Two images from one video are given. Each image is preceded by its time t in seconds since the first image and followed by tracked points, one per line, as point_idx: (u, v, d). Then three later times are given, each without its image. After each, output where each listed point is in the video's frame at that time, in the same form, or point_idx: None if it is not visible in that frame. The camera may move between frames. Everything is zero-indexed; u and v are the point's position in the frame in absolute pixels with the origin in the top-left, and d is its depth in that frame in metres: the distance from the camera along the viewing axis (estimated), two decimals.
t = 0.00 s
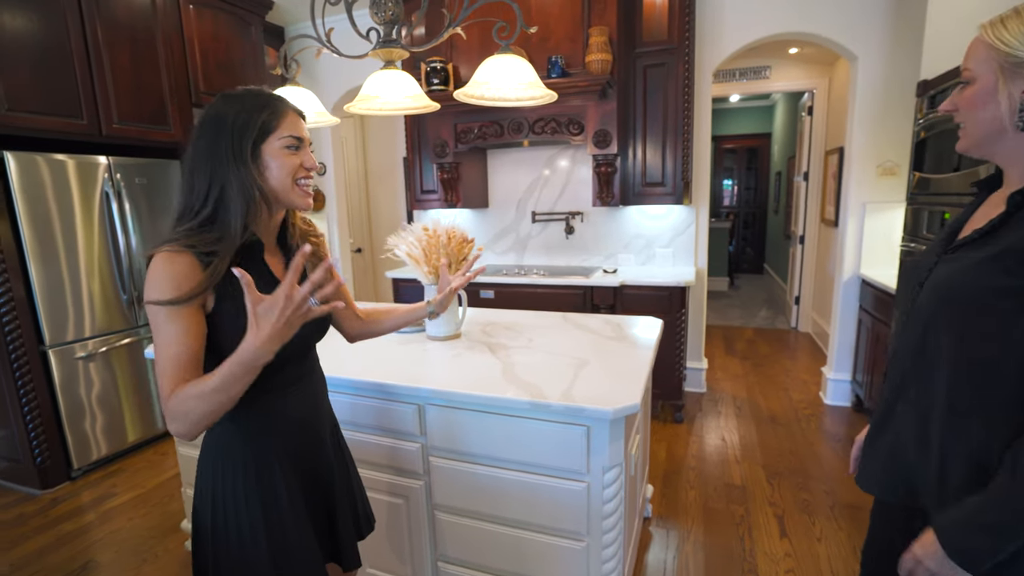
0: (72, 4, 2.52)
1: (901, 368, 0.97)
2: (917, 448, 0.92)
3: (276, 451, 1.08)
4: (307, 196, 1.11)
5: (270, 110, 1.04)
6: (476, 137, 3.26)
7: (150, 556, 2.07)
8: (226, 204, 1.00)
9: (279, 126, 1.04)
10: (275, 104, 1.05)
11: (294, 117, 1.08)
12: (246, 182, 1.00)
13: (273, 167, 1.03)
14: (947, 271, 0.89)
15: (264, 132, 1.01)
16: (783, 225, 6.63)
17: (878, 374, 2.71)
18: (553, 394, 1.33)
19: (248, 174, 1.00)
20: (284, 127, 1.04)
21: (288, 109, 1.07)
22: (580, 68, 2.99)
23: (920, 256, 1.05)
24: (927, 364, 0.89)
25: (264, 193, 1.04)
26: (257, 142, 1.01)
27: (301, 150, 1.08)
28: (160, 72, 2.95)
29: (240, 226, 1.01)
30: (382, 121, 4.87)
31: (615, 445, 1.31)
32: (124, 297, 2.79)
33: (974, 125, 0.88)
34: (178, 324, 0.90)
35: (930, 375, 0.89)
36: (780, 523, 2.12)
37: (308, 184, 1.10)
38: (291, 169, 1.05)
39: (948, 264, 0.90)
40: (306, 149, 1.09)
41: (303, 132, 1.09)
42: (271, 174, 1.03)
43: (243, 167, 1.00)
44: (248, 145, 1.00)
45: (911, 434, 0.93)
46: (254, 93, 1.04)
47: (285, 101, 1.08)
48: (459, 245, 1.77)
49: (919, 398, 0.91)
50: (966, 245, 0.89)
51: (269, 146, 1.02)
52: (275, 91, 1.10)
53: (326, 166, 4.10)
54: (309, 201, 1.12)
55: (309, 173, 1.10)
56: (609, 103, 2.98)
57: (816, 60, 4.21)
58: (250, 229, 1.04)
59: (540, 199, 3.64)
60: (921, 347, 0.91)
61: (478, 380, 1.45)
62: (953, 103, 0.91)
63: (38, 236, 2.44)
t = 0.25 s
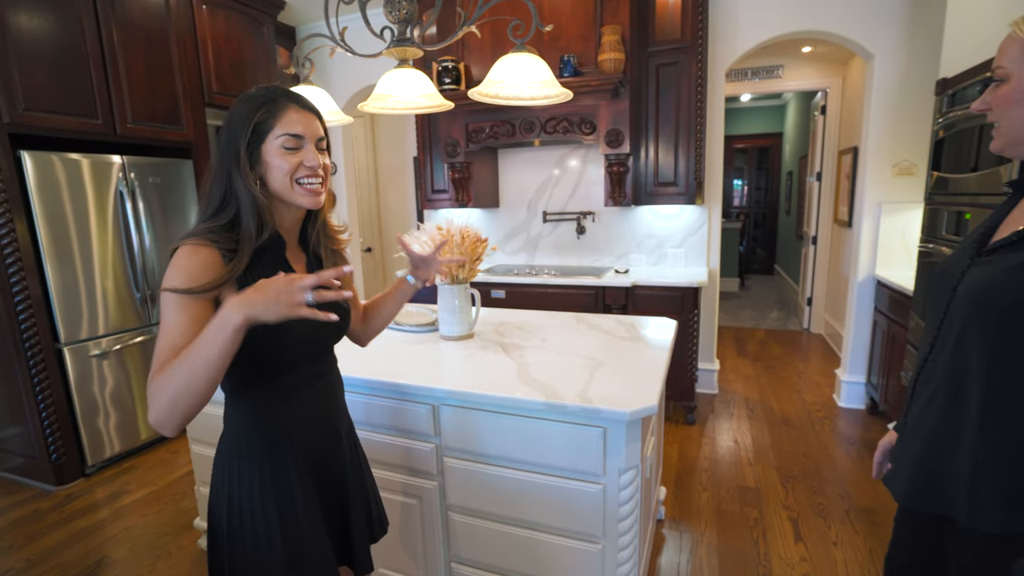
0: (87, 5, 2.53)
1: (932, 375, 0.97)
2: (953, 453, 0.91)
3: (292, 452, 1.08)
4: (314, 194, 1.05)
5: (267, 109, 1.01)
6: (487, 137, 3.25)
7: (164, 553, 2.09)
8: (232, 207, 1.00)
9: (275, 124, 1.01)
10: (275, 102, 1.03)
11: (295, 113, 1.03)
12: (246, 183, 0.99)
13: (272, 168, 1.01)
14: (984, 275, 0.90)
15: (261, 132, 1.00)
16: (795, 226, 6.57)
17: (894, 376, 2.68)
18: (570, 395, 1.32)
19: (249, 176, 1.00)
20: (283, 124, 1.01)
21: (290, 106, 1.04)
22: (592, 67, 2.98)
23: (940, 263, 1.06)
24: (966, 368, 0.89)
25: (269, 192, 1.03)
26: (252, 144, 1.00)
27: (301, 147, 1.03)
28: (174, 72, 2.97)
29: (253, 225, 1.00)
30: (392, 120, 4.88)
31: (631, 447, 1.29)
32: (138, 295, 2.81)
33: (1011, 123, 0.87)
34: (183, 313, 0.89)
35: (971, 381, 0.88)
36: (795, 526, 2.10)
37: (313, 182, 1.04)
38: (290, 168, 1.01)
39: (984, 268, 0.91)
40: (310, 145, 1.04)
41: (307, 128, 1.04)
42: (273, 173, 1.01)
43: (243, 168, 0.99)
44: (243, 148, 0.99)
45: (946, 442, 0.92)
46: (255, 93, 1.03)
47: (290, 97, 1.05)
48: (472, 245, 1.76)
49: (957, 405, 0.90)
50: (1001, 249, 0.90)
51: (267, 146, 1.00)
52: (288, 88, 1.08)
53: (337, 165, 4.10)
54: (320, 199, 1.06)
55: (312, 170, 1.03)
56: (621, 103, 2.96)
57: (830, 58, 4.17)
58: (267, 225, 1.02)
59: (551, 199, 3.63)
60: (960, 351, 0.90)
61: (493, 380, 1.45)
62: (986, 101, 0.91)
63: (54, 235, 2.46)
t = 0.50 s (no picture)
0: (125, 7, 2.59)
1: (1000, 389, 0.92)
2: None
3: (326, 452, 1.07)
4: (346, 194, 1.02)
5: (300, 105, 0.99)
6: (514, 137, 3.24)
7: (195, 547, 2.11)
8: (266, 204, 1.01)
9: (308, 121, 0.99)
10: (309, 96, 1.00)
11: (329, 109, 1.01)
12: (276, 180, 0.99)
13: (304, 166, 1.00)
14: None
15: (293, 129, 0.99)
16: (825, 228, 6.42)
17: (934, 384, 2.58)
18: (605, 399, 1.29)
19: (282, 174, 1.00)
20: (316, 122, 0.99)
21: (324, 102, 1.01)
22: (622, 66, 2.94)
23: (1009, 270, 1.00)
24: None
25: (302, 190, 1.02)
26: (284, 141, 0.99)
27: (333, 145, 1.00)
28: (207, 72, 3.01)
29: (289, 223, 1.00)
30: (418, 120, 4.90)
31: (668, 454, 1.26)
32: (170, 292, 2.86)
33: None
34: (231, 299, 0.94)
35: None
36: (830, 537, 2.04)
37: (345, 182, 1.01)
38: (322, 167, 0.99)
39: None
40: (342, 144, 1.01)
41: (342, 126, 1.01)
42: (304, 171, 1.00)
43: (275, 165, 0.99)
44: (275, 146, 0.99)
45: (1017, 462, 0.87)
46: (289, 87, 1.01)
47: (325, 93, 1.02)
48: (503, 244, 1.74)
49: None
50: None
51: (299, 144, 0.99)
52: (326, 81, 1.05)
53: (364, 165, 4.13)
54: (352, 198, 1.03)
55: (345, 170, 1.01)
56: (651, 101, 2.92)
57: (865, 56, 4.06)
58: (302, 220, 1.02)
59: (577, 199, 3.59)
60: None
61: (525, 382, 1.42)
62: None
63: (91, 232, 2.52)
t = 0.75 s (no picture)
0: (144, 9, 2.61)
1: None
2: None
3: (342, 453, 1.07)
4: (366, 205, 1.00)
5: (323, 111, 0.97)
6: (529, 136, 3.23)
7: (211, 545, 2.13)
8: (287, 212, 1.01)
9: (330, 129, 0.97)
10: (333, 102, 0.98)
11: (352, 117, 0.98)
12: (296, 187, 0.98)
13: (324, 175, 0.98)
14: None
15: (315, 137, 0.97)
16: (841, 228, 6.34)
17: (957, 388, 2.53)
18: (624, 402, 1.28)
19: (303, 182, 0.99)
20: (338, 131, 0.97)
21: (348, 108, 0.99)
22: (638, 65, 2.91)
23: None
24: None
25: (322, 195, 1.02)
26: (306, 149, 0.99)
27: (355, 155, 0.98)
28: (223, 73, 3.03)
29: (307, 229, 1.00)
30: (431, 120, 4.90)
31: (688, 458, 1.24)
32: (185, 291, 2.88)
33: None
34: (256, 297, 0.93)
35: None
36: (850, 543, 2.00)
37: (365, 193, 0.99)
38: (343, 176, 0.98)
39: None
40: (364, 154, 0.99)
41: (365, 136, 0.99)
42: (325, 179, 0.99)
43: (295, 171, 0.98)
44: (296, 153, 0.98)
45: None
46: (314, 91, 0.99)
47: (350, 100, 0.99)
48: (519, 245, 1.73)
49: None
50: None
51: (321, 152, 0.98)
52: (352, 86, 1.02)
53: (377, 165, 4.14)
54: (371, 209, 1.02)
55: (366, 181, 0.99)
56: (667, 100, 2.89)
57: (885, 53, 3.99)
58: (322, 224, 1.02)
59: (591, 199, 3.57)
60: None
61: (543, 384, 1.41)
62: None
63: (110, 232, 2.55)
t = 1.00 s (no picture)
0: (159, 10, 2.63)
1: None
2: None
3: (358, 454, 1.06)
4: (388, 210, 1.00)
5: (347, 114, 0.96)
6: (541, 136, 3.21)
7: (224, 544, 2.13)
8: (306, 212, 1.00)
9: (353, 133, 0.96)
10: (357, 105, 0.97)
11: (377, 121, 0.97)
12: (318, 189, 0.97)
13: (346, 178, 0.98)
14: None
15: (338, 139, 0.96)
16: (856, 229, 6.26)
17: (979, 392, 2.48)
18: (641, 405, 1.26)
19: (324, 184, 0.98)
20: (362, 135, 0.96)
21: (373, 111, 0.98)
22: (652, 64, 2.89)
23: None
24: None
25: (343, 198, 1.01)
26: (328, 151, 0.97)
27: (378, 160, 0.97)
28: (237, 73, 3.04)
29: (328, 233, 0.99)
30: (443, 120, 4.90)
31: (707, 462, 1.22)
32: (199, 290, 2.90)
33: None
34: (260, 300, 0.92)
35: None
36: (869, 550, 1.97)
37: (387, 198, 0.99)
38: (366, 181, 0.97)
39: None
40: (387, 158, 0.98)
41: (389, 140, 0.98)
42: (347, 183, 0.98)
43: (316, 173, 0.97)
44: (319, 155, 0.97)
45: None
46: (338, 91, 0.97)
47: (374, 103, 0.98)
48: (534, 245, 1.72)
49: None
50: None
51: (344, 155, 0.97)
52: (376, 88, 1.01)
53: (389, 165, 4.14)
54: (392, 213, 1.01)
55: (388, 187, 0.98)
56: (682, 99, 2.86)
57: (904, 51, 3.93)
58: (343, 227, 1.01)
59: (604, 199, 3.55)
60: None
61: (558, 386, 1.40)
62: None
63: (125, 231, 2.57)
